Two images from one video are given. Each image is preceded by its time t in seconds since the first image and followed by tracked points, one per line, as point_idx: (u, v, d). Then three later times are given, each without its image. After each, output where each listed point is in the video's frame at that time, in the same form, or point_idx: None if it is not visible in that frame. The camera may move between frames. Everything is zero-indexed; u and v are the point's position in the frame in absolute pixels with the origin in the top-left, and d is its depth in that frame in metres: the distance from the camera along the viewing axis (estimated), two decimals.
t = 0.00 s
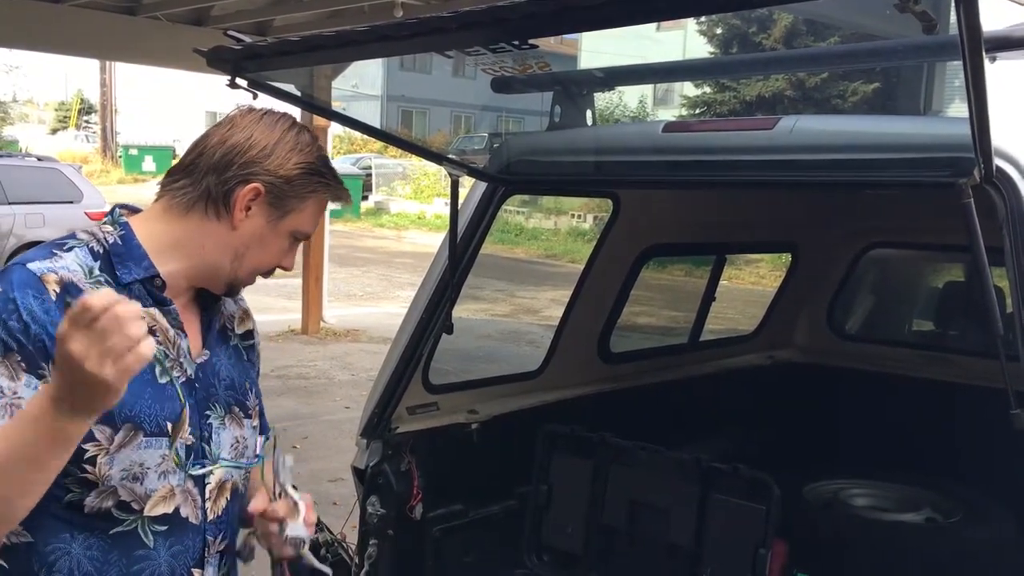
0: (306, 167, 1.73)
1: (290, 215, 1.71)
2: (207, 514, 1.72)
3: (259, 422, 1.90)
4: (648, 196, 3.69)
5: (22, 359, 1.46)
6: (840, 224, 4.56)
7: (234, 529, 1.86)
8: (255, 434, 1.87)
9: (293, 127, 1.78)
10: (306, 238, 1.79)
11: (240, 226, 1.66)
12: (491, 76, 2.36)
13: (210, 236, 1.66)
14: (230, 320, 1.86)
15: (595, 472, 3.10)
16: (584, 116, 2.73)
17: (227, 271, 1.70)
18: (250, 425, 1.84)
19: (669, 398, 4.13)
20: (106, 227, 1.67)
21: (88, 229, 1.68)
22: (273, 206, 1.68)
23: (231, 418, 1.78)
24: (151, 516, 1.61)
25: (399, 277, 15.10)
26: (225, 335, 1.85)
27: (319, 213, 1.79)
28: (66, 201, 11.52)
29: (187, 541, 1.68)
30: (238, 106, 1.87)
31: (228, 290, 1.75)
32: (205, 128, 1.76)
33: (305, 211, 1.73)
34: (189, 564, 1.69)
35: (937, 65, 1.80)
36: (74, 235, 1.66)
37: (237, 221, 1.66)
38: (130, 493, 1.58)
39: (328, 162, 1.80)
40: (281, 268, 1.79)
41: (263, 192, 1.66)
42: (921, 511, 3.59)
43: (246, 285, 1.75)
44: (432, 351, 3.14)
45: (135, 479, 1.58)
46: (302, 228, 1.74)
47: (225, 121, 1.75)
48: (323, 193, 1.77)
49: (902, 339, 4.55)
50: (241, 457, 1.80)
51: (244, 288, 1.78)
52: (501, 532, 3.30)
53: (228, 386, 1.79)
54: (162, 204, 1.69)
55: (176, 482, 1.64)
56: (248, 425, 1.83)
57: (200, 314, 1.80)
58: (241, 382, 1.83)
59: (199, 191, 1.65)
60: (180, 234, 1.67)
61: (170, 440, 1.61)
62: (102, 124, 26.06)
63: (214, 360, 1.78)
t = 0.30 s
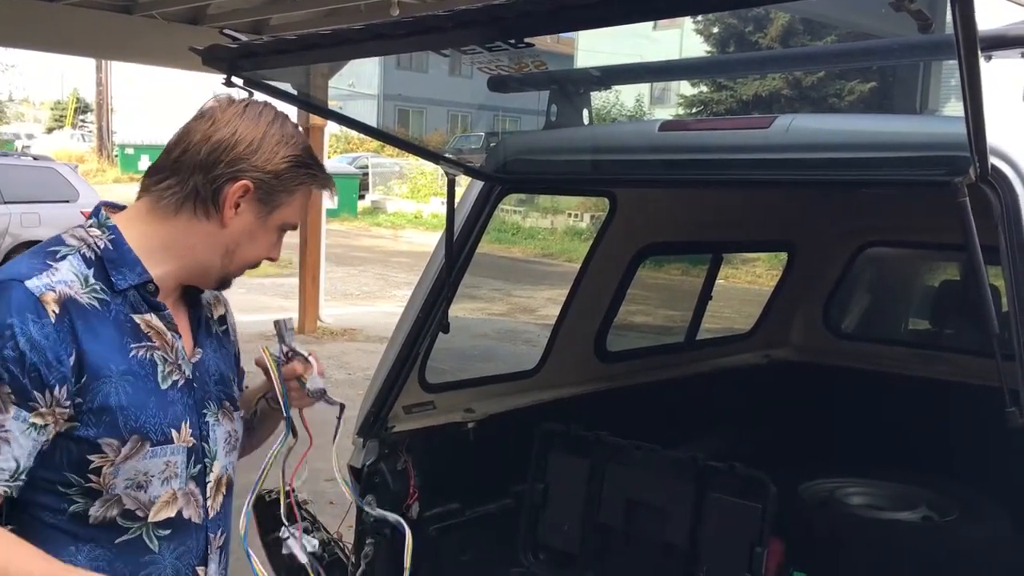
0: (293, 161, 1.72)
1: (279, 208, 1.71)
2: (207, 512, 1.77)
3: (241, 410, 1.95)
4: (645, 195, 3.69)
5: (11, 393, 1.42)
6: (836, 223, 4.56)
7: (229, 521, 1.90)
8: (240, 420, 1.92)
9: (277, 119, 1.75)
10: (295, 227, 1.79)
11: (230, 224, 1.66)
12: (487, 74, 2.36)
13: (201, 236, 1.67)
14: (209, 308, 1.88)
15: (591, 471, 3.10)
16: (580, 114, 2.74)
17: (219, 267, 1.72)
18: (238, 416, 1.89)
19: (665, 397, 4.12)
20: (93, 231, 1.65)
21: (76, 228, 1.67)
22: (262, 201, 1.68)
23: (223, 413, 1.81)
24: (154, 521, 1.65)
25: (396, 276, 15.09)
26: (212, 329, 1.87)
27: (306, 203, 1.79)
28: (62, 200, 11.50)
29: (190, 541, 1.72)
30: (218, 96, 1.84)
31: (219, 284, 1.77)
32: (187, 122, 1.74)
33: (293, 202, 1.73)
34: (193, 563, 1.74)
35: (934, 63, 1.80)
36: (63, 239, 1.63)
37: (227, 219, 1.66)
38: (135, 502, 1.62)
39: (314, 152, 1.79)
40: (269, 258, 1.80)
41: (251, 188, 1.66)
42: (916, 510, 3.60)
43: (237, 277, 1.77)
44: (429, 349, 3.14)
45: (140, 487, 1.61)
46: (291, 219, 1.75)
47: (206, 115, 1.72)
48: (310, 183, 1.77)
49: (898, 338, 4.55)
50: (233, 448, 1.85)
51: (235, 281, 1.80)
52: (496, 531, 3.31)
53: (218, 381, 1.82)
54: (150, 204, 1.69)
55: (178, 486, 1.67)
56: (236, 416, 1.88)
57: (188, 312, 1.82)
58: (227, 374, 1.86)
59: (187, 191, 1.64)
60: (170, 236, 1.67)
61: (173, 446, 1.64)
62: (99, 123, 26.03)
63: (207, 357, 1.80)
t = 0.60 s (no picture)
0: (317, 171, 1.72)
1: (300, 216, 1.72)
2: (231, 506, 1.79)
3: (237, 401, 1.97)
4: (642, 193, 3.69)
5: (113, 412, 1.43)
6: (833, 221, 4.56)
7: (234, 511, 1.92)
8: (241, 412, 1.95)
9: (302, 128, 1.73)
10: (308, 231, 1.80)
11: (256, 234, 1.66)
12: (485, 73, 2.35)
13: (228, 245, 1.66)
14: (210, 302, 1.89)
15: (588, 469, 3.10)
16: (577, 113, 2.71)
17: (239, 273, 1.72)
18: (241, 408, 1.91)
19: (663, 395, 4.12)
20: (124, 240, 1.62)
21: (102, 235, 1.61)
22: (287, 212, 1.68)
23: (234, 407, 1.84)
24: (194, 521, 1.67)
25: (393, 275, 15.07)
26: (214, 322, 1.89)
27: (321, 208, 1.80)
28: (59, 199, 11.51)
29: (218, 535, 1.75)
30: (238, 98, 1.79)
31: (234, 286, 1.77)
32: (210, 126, 1.69)
33: (312, 210, 1.74)
34: (218, 556, 1.77)
35: (930, 63, 1.80)
36: (95, 250, 1.58)
37: (254, 230, 1.66)
38: (181, 504, 1.63)
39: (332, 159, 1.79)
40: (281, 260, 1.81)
41: (279, 200, 1.65)
42: (913, 508, 3.61)
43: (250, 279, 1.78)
44: (426, 348, 3.15)
45: (187, 491, 1.62)
46: (308, 225, 1.76)
47: (232, 122, 1.68)
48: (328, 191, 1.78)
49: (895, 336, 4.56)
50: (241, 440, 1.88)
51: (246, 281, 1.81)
52: (494, 530, 3.30)
53: (228, 375, 1.84)
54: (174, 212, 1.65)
55: (213, 485, 1.69)
56: (241, 408, 1.90)
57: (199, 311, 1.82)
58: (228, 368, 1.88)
59: (215, 201, 1.62)
60: (198, 245, 1.65)
61: (215, 448, 1.66)
62: (97, 121, 26.06)
63: (222, 356, 1.82)
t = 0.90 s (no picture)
0: (356, 182, 1.72)
1: (337, 224, 1.72)
2: (271, 498, 1.83)
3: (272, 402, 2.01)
4: (643, 193, 3.69)
5: (203, 394, 1.50)
6: (833, 222, 4.56)
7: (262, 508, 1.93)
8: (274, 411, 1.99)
9: (345, 142, 1.76)
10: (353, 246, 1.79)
11: (292, 236, 1.68)
12: (485, 73, 2.35)
13: (267, 245, 1.69)
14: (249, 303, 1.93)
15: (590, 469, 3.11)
16: (579, 113, 2.73)
17: (280, 277, 1.73)
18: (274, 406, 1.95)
19: (665, 395, 4.12)
20: (187, 240, 1.64)
21: (165, 235, 1.64)
22: (322, 217, 1.69)
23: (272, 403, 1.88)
24: (244, 507, 1.71)
25: (394, 275, 15.07)
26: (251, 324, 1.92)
27: (365, 223, 1.79)
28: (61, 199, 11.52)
29: (261, 525, 1.79)
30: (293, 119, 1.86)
31: (278, 294, 1.79)
32: (263, 141, 1.77)
33: (352, 221, 1.74)
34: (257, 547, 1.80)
35: (932, 62, 1.79)
36: (161, 247, 1.60)
37: (289, 231, 1.68)
38: (236, 490, 1.67)
39: (376, 175, 1.79)
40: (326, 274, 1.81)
41: (313, 203, 1.67)
42: (914, 509, 3.60)
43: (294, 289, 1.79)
44: (427, 348, 3.14)
45: (242, 477, 1.67)
46: (348, 237, 1.75)
47: (281, 136, 1.75)
48: (371, 205, 1.77)
49: (897, 336, 4.56)
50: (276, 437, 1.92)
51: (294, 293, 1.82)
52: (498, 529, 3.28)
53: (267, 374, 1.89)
54: (219, 214, 1.71)
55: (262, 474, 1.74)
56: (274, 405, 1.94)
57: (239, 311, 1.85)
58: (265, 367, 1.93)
59: (254, 203, 1.68)
60: (239, 244, 1.69)
61: (266, 439, 1.72)
62: (99, 122, 26.13)
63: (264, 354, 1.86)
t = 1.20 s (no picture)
0: (397, 204, 1.79)
1: (376, 243, 1.79)
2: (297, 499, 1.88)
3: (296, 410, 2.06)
4: (646, 196, 3.70)
5: (250, 390, 1.56)
6: (835, 225, 4.56)
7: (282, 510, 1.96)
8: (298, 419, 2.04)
9: (393, 168, 1.85)
10: (391, 268, 1.86)
11: (332, 248, 1.76)
12: (489, 76, 2.36)
13: (308, 256, 1.77)
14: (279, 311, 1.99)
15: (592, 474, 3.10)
16: (582, 116, 2.74)
17: (318, 289, 1.81)
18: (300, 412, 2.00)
19: (669, 398, 4.12)
20: (241, 247, 1.72)
21: (220, 240, 1.72)
22: (362, 233, 1.77)
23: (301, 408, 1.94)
24: (277, 505, 1.76)
25: (397, 277, 15.07)
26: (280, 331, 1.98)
27: (404, 247, 1.86)
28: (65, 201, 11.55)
29: (286, 525, 1.83)
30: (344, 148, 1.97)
31: (316, 306, 1.85)
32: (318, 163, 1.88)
33: (391, 242, 1.81)
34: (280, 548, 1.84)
35: (935, 68, 1.80)
36: (217, 251, 1.68)
37: (330, 244, 1.76)
38: (270, 486, 1.72)
39: (418, 203, 1.86)
40: (364, 293, 1.87)
41: (353, 219, 1.75)
42: (917, 513, 3.60)
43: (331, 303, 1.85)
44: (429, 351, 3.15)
45: (276, 474, 1.72)
46: (386, 257, 1.82)
47: (333, 158, 1.85)
48: (410, 229, 1.84)
49: (900, 340, 4.55)
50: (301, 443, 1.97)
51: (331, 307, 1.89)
52: (499, 533, 3.28)
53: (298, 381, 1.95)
54: (267, 224, 1.80)
55: (293, 475, 1.79)
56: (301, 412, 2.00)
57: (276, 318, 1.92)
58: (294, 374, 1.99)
59: (300, 216, 1.77)
60: (283, 252, 1.77)
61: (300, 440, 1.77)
62: (103, 124, 26.21)
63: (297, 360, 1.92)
